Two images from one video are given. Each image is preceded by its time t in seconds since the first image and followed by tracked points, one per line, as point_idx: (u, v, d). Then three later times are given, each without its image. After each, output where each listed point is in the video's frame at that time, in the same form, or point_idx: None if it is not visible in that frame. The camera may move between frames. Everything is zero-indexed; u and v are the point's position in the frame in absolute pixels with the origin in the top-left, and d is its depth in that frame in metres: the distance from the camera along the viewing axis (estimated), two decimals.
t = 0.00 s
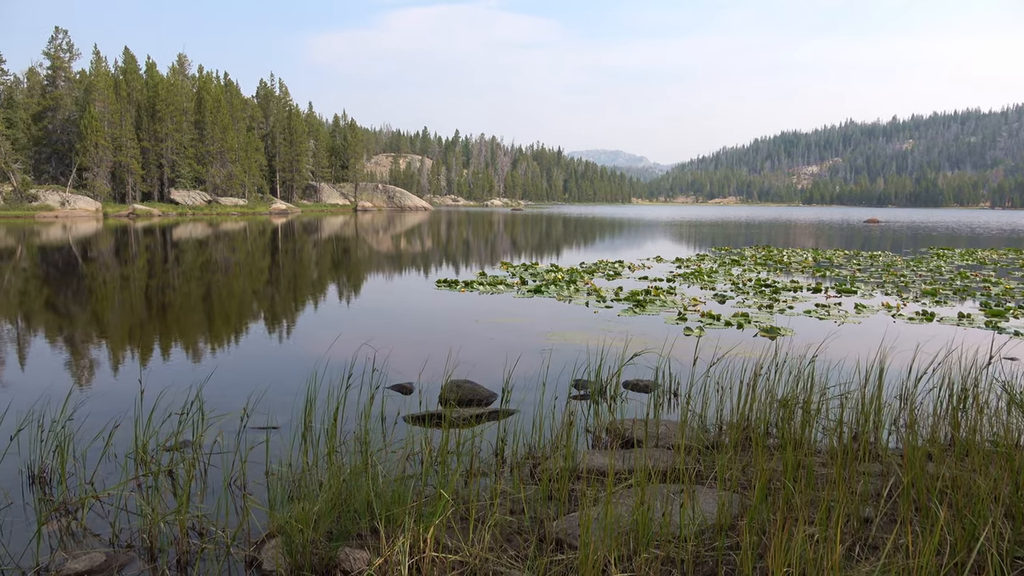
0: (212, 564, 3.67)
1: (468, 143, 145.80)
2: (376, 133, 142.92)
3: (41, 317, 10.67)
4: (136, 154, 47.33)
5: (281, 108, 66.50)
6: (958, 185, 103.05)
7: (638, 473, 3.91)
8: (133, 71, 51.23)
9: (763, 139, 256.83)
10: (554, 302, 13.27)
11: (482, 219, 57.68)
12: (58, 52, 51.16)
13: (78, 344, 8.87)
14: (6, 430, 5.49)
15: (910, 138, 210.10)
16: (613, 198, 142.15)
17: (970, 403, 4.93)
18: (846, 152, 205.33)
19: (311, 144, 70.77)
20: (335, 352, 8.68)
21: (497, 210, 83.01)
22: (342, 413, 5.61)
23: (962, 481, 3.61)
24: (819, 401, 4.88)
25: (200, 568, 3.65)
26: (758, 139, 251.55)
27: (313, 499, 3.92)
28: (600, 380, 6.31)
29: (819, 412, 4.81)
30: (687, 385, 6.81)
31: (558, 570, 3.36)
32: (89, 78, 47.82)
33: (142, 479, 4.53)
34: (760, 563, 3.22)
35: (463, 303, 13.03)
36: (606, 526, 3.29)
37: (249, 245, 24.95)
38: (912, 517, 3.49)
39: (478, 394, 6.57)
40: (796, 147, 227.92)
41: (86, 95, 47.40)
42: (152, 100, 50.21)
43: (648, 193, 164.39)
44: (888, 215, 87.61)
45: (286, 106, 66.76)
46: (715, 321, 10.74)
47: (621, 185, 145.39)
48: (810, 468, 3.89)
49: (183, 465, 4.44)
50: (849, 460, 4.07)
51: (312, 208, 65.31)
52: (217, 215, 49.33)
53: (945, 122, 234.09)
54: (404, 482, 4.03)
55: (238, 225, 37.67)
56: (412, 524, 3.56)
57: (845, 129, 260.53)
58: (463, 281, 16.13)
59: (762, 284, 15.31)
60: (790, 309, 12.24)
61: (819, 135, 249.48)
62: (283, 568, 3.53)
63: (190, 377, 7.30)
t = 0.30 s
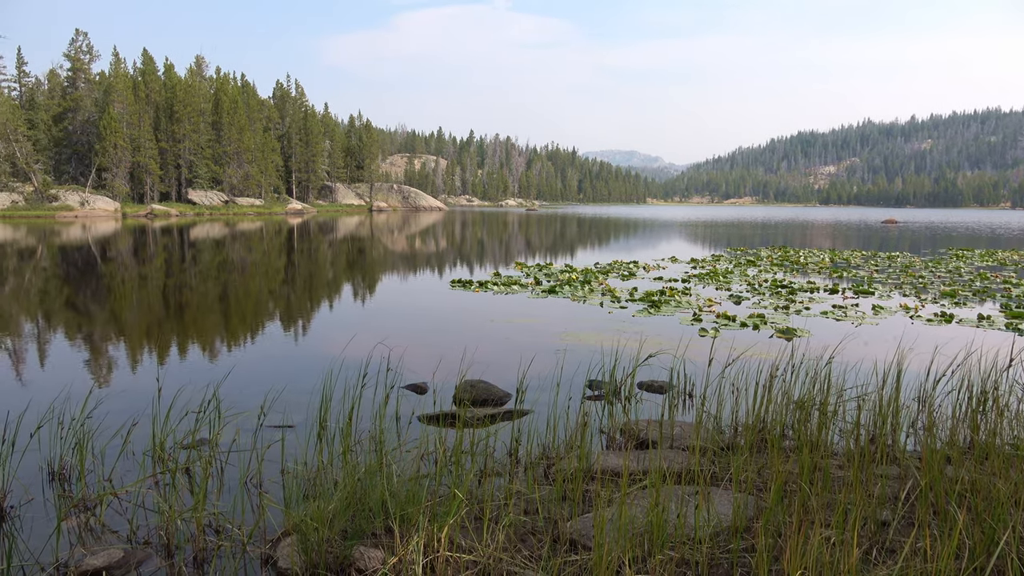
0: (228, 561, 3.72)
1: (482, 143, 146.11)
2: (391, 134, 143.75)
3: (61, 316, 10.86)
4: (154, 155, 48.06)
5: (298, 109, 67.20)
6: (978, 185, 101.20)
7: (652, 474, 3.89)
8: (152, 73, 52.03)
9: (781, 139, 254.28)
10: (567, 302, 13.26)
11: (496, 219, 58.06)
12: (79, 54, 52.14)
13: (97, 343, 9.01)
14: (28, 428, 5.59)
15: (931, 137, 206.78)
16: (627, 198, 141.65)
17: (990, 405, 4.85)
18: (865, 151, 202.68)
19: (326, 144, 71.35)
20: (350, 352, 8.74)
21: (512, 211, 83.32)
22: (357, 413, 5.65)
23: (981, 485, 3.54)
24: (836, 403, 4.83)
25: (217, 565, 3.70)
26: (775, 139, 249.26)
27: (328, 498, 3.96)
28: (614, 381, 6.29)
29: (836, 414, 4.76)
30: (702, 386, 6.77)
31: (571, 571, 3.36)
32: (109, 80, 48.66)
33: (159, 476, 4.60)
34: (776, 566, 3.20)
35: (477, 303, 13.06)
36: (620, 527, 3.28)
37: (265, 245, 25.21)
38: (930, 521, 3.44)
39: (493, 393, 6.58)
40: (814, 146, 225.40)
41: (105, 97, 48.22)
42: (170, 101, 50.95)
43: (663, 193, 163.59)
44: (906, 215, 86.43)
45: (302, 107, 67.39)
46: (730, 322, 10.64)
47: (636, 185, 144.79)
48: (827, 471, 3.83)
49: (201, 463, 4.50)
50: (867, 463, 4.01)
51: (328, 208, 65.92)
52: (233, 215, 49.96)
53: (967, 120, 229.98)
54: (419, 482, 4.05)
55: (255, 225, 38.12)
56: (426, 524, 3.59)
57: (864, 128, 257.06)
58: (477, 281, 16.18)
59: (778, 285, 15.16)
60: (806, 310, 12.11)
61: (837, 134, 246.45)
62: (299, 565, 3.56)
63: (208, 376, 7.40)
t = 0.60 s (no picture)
0: (246, 559, 3.78)
1: (497, 143, 146.24)
2: (407, 134, 144.41)
3: (81, 315, 11.09)
4: (172, 156, 48.75)
5: (314, 110, 67.82)
6: (1000, 185, 98.98)
7: (667, 475, 3.87)
8: (170, 74, 52.77)
9: (799, 138, 251.63)
10: (582, 303, 13.22)
11: (512, 220, 58.45)
12: (99, 56, 53.17)
13: (117, 342, 9.17)
14: (48, 426, 5.70)
15: (952, 137, 203.10)
16: (642, 198, 140.88)
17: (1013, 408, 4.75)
18: (885, 151, 199.61)
19: (342, 145, 71.85)
20: (366, 352, 8.79)
21: (527, 211, 83.58)
22: (372, 412, 5.70)
23: (1003, 489, 3.48)
24: (854, 404, 4.77)
25: (233, 563, 3.75)
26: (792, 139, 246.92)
27: (343, 496, 3.99)
28: (629, 382, 6.27)
29: (854, 416, 4.70)
30: (718, 388, 6.72)
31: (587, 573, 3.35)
32: (128, 81, 49.48)
33: (177, 475, 4.67)
34: (793, 569, 3.17)
35: (492, 304, 13.08)
36: (635, 529, 3.27)
37: (281, 245, 25.45)
38: (949, 524, 3.40)
39: (507, 393, 6.60)
40: (833, 146, 222.74)
41: (124, 98, 49.04)
42: (188, 102, 51.69)
43: (679, 194, 162.73)
44: (927, 215, 84.93)
45: (318, 108, 67.90)
46: (747, 323, 10.54)
47: (652, 185, 143.94)
48: (846, 474, 3.79)
49: (217, 460, 4.56)
50: (885, 465, 3.97)
51: (343, 209, 66.47)
52: (251, 215, 50.57)
53: (991, 119, 225.53)
54: (434, 482, 4.08)
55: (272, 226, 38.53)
56: (441, 523, 3.61)
57: (885, 126, 253.33)
58: (492, 281, 16.23)
59: (796, 286, 15.00)
60: (824, 311, 11.95)
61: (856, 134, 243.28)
62: (315, 564, 3.61)
63: (226, 375, 7.50)
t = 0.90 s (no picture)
0: (260, 556, 3.82)
1: (510, 143, 146.29)
2: (421, 134, 144.91)
3: (99, 314, 11.26)
4: (188, 156, 49.34)
5: (328, 111, 68.31)
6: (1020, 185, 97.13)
7: (681, 477, 3.85)
8: (187, 76, 53.37)
9: (815, 137, 249.06)
10: (595, 303, 13.19)
11: (525, 219, 58.67)
12: (117, 57, 53.93)
13: (133, 341, 9.28)
14: (67, 424, 5.80)
15: (972, 136, 199.78)
16: (656, 198, 140.16)
17: None
18: (904, 150, 196.82)
19: (357, 146, 72.25)
20: (379, 351, 8.84)
21: (540, 211, 83.69)
22: (385, 412, 5.74)
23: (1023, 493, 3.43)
24: (870, 407, 4.72)
25: (248, 561, 3.79)
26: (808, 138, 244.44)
27: (357, 495, 4.01)
28: (642, 382, 6.24)
29: (870, 418, 4.64)
30: (732, 389, 6.68)
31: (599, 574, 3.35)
32: (145, 83, 50.14)
33: (192, 472, 4.73)
34: (808, 572, 3.15)
35: (505, 304, 13.09)
36: (649, 529, 3.26)
37: (295, 245, 25.62)
38: (967, 528, 3.35)
39: (521, 394, 6.60)
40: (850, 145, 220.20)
41: (141, 99, 49.69)
42: (204, 103, 52.27)
43: (693, 193, 161.66)
44: (946, 215, 83.70)
45: (332, 109, 68.32)
46: (762, 324, 10.45)
47: (666, 185, 143.19)
48: (861, 476, 3.75)
49: (232, 459, 4.61)
50: (902, 468, 3.91)
51: (357, 209, 66.92)
52: (266, 215, 51.04)
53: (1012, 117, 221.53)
54: (447, 481, 4.10)
55: (286, 225, 38.87)
56: (454, 523, 3.63)
57: (903, 125, 249.72)
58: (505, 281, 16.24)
59: (811, 286, 14.86)
60: (839, 312, 11.82)
61: (873, 132, 240.12)
62: (328, 562, 3.64)
63: (241, 374, 7.58)
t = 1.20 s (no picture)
0: (270, 555, 3.85)
1: (520, 144, 146.27)
2: (431, 134, 145.15)
3: (111, 313, 11.39)
4: (199, 157, 49.74)
5: (338, 111, 68.64)
6: None
7: (691, 478, 3.84)
8: (198, 77, 53.78)
9: (826, 137, 247.40)
10: (604, 303, 13.16)
11: (535, 219, 58.98)
12: (128, 58, 54.47)
13: (145, 341, 9.36)
14: (79, 423, 5.86)
15: (986, 135, 197.65)
16: (666, 198, 139.60)
17: None
18: (917, 149, 194.93)
19: (367, 146, 72.48)
20: (389, 351, 8.87)
21: (550, 211, 83.89)
22: (395, 412, 5.76)
23: None
24: (881, 408, 4.68)
25: (258, 560, 3.82)
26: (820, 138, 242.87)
27: (367, 495, 4.03)
28: (652, 383, 6.23)
29: (882, 419, 4.60)
30: (742, 390, 6.65)
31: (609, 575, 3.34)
32: (157, 84, 50.62)
33: (204, 471, 4.78)
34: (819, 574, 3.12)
35: (514, 304, 13.09)
36: (658, 531, 3.25)
37: (306, 245, 25.79)
38: (980, 531, 3.31)
39: (530, 394, 6.60)
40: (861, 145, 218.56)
41: (153, 100, 50.16)
42: (215, 104, 52.68)
43: (703, 194, 161.03)
44: (958, 215, 82.65)
45: (342, 109, 68.56)
46: (772, 325, 10.38)
47: (675, 185, 142.60)
48: (872, 478, 3.72)
49: (243, 458, 4.65)
50: (914, 470, 3.88)
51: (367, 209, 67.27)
52: (276, 215, 51.40)
53: None
54: (456, 481, 4.11)
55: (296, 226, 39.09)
56: (463, 523, 3.64)
57: (916, 125, 247.20)
58: (514, 281, 16.26)
59: (822, 287, 14.75)
60: (850, 313, 11.73)
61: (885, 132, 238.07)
62: (338, 561, 3.66)
63: (252, 373, 7.63)
